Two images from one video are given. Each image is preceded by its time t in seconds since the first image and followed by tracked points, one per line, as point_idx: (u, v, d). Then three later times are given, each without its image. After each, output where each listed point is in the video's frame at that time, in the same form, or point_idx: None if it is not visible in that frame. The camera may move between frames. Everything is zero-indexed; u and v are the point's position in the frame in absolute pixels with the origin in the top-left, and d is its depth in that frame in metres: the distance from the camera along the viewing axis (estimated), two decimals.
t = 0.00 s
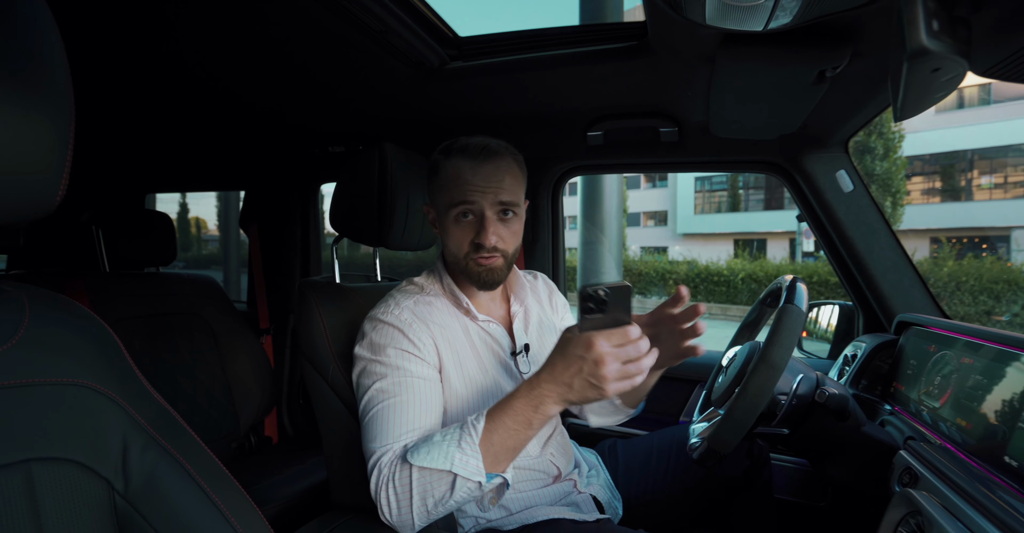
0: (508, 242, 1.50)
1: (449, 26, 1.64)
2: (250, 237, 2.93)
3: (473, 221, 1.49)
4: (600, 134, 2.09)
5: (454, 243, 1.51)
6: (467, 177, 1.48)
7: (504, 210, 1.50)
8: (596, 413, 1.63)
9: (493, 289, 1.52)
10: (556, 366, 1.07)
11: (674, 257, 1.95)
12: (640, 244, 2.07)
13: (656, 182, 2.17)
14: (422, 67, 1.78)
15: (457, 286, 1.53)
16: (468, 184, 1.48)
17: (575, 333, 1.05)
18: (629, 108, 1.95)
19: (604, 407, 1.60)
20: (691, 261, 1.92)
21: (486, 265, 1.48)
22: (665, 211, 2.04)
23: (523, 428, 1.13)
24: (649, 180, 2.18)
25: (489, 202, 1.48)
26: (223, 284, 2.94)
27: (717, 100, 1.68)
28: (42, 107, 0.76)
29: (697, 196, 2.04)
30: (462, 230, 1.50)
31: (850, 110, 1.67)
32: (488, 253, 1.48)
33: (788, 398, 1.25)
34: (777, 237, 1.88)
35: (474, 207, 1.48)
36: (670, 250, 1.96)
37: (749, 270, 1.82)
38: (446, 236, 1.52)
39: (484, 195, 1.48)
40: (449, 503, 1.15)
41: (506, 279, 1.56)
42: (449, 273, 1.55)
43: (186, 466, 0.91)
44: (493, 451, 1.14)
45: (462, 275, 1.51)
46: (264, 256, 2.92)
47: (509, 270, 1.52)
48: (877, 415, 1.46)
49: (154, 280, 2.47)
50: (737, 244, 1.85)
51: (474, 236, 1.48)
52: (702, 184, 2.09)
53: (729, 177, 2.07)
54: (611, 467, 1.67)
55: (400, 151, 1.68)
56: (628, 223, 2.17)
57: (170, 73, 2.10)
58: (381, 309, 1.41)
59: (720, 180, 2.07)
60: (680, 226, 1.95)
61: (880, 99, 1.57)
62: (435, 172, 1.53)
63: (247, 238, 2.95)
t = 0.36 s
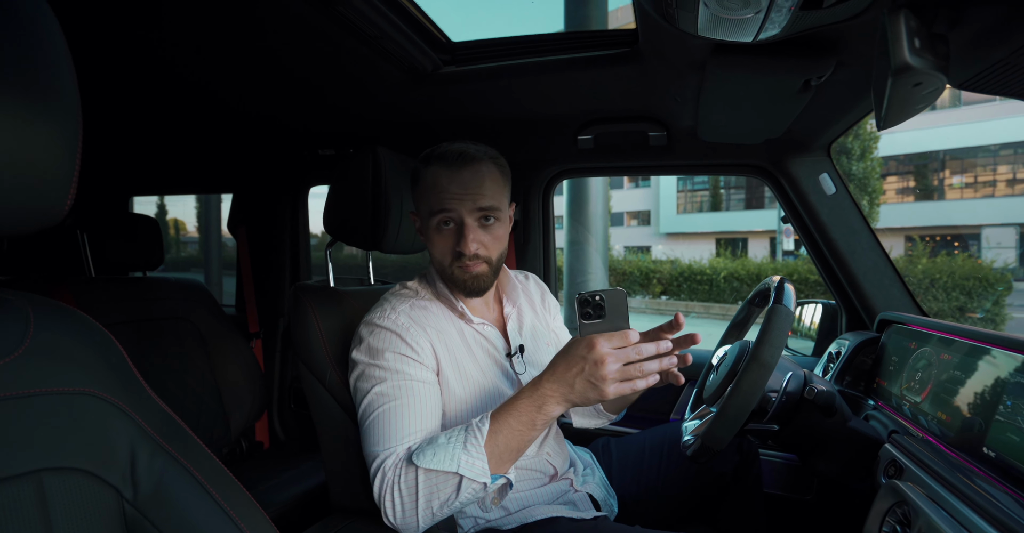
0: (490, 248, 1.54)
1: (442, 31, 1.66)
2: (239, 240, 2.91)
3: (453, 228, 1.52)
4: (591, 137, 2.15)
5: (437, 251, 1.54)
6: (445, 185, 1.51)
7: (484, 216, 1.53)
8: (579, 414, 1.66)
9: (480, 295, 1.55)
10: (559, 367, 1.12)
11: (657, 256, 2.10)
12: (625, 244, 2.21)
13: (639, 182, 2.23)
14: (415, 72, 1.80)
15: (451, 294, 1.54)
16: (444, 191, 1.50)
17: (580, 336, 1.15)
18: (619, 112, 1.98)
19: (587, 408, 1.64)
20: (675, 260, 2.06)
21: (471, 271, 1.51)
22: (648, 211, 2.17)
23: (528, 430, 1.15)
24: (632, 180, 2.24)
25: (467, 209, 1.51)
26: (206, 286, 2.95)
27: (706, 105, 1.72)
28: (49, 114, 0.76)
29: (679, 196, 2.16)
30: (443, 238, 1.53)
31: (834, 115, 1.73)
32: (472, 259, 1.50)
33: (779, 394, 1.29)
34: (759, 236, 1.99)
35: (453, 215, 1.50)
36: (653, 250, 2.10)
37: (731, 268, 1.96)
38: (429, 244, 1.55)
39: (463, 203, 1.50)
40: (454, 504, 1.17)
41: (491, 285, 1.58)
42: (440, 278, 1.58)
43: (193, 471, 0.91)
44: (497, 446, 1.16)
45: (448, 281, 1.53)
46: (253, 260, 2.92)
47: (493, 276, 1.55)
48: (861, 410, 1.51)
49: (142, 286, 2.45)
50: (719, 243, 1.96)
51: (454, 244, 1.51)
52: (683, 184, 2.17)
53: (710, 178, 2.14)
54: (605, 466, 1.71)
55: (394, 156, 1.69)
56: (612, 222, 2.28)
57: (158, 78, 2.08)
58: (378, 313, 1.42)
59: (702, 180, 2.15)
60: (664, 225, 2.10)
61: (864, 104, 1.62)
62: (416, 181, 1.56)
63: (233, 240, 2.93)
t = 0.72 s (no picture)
0: (483, 246, 1.56)
1: (436, 35, 1.66)
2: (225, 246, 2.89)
3: (445, 228, 1.53)
4: (583, 140, 2.21)
5: (429, 254, 1.55)
6: (434, 188, 1.52)
7: (475, 215, 1.55)
8: (577, 410, 1.68)
9: (475, 293, 1.56)
10: (552, 360, 1.10)
11: (639, 254, 2.06)
12: (607, 243, 2.19)
13: (620, 182, 2.26)
14: (409, 76, 1.80)
15: (444, 294, 1.55)
16: (433, 193, 1.51)
17: (571, 332, 1.09)
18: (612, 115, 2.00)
19: (584, 404, 1.65)
20: (656, 258, 2.02)
21: (465, 270, 1.52)
22: (628, 210, 2.18)
23: (524, 425, 1.15)
24: (612, 181, 2.27)
25: (457, 209, 1.52)
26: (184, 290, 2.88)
27: (698, 108, 1.74)
28: (68, 126, 0.76)
29: (659, 195, 2.17)
30: (435, 240, 1.54)
31: (822, 118, 1.77)
32: (465, 258, 1.52)
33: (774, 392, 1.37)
34: (736, 233, 1.96)
35: (444, 215, 1.52)
36: (635, 248, 2.07)
37: (711, 266, 1.93)
38: (422, 247, 1.55)
39: (454, 203, 1.52)
40: (457, 506, 1.17)
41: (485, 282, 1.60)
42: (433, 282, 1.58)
43: (202, 484, 0.89)
44: (496, 446, 1.16)
45: (442, 283, 1.54)
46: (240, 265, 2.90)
47: (487, 273, 1.56)
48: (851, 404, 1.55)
49: (128, 294, 2.40)
50: (699, 241, 1.95)
51: (447, 244, 1.53)
52: (663, 182, 2.20)
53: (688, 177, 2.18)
54: (602, 466, 1.73)
55: (388, 161, 1.69)
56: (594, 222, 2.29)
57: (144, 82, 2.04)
58: (373, 321, 1.42)
59: (680, 179, 2.19)
60: (644, 224, 2.07)
61: (851, 107, 1.67)
62: (404, 186, 1.57)
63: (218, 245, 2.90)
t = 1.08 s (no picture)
0: (475, 243, 1.56)
1: (437, 34, 1.70)
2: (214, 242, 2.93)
3: (434, 229, 1.53)
4: (579, 141, 2.24)
5: (422, 255, 1.55)
6: (420, 190, 1.52)
7: (463, 213, 1.54)
8: (571, 410, 1.70)
9: (472, 290, 1.58)
10: (551, 355, 1.09)
11: (620, 254, 2.14)
12: (590, 244, 2.30)
13: (601, 183, 2.36)
14: (409, 75, 1.85)
15: (441, 293, 1.55)
16: (418, 195, 1.52)
17: (570, 325, 1.10)
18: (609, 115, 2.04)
19: (578, 403, 1.67)
20: (637, 259, 2.09)
21: (460, 268, 1.53)
22: (609, 211, 2.28)
23: (527, 420, 1.14)
24: (593, 182, 2.37)
25: (445, 209, 1.52)
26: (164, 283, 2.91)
27: (696, 110, 1.78)
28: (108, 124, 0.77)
29: (640, 196, 2.26)
30: (427, 242, 1.54)
31: (815, 123, 1.83)
32: (458, 256, 1.52)
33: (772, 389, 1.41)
34: (716, 235, 2.01)
35: (433, 216, 1.52)
36: (616, 249, 2.15)
37: (691, 266, 2.02)
38: (416, 249, 1.56)
39: (441, 203, 1.52)
40: (463, 503, 1.17)
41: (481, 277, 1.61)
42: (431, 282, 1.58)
43: (217, 484, 0.88)
44: (499, 444, 1.16)
45: (438, 283, 1.55)
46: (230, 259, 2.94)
47: (481, 267, 1.57)
48: (841, 400, 1.60)
49: (115, 292, 2.36)
50: (680, 242, 2.01)
51: (438, 245, 1.53)
52: (642, 184, 2.28)
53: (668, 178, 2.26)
54: (599, 464, 1.74)
55: (387, 159, 1.69)
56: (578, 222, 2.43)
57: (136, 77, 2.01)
58: (373, 321, 1.41)
59: (661, 180, 2.27)
60: (625, 225, 2.14)
61: (843, 113, 1.72)
62: (391, 192, 1.57)
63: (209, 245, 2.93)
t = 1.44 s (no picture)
0: (479, 241, 1.59)
1: (440, 35, 1.75)
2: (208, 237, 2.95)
3: (439, 227, 1.55)
4: (576, 142, 2.26)
5: (426, 252, 1.57)
6: (427, 188, 1.54)
7: (469, 212, 1.57)
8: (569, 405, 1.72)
9: (473, 288, 1.60)
10: (565, 358, 1.15)
11: (609, 254, 2.25)
12: (580, 244, 2.40)
13: (591, 184, 2.42)
14: (411, 73, 1.88)
15: (445, 290, 1.58)
16: (426, 192, 1.54)
17: (584, 329, 1.17)
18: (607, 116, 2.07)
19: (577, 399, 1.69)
20: (626, 260, 2.18)
21: (464, 267, 1.56)
22: (599, 212, 2.36)
23: (536, 420, 1.18)
24: (584, 182, 2.42)
25: (451, 207, 1.55)
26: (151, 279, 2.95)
27: (692, 112, 1.82)
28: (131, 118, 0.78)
29: (629, 198, 2.32)
30: (432, 239, 1.56)
31: (807, 127, 1.87)
32: (462, 255, 1.55)
33: (767, 385, 1.42)
34: (704, 237, 2.09)
35: (439, 214, 1.54)
36: (605, 249, 2.25)
37: (680, 267, 2.07)
38: (420, 245, 1.58)
39: (448, 201, 1.54)
40: (468, 496, 1.19)
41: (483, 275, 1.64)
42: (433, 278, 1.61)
43: (228, 473, 0.90)
44: (508, 440, 1.19)
45: (442, 280, 1.57)
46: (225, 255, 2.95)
47: (484, 266, 1.60)
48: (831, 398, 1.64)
49: (110, 286, 2.35)
50: (667, 244, 2.08)
51: (444, 242, 1.55)
52: (633, 185, 2.34)
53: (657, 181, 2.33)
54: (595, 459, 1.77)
55: (388, 156, 1.71)
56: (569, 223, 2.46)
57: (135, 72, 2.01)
58: (376, 316, 1.43)
59: (650, 181, 2.33)
60: (613, 226, 2.25)
61: (834, 118, 1.77)
62: (397, 188, 1.58)
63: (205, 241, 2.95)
